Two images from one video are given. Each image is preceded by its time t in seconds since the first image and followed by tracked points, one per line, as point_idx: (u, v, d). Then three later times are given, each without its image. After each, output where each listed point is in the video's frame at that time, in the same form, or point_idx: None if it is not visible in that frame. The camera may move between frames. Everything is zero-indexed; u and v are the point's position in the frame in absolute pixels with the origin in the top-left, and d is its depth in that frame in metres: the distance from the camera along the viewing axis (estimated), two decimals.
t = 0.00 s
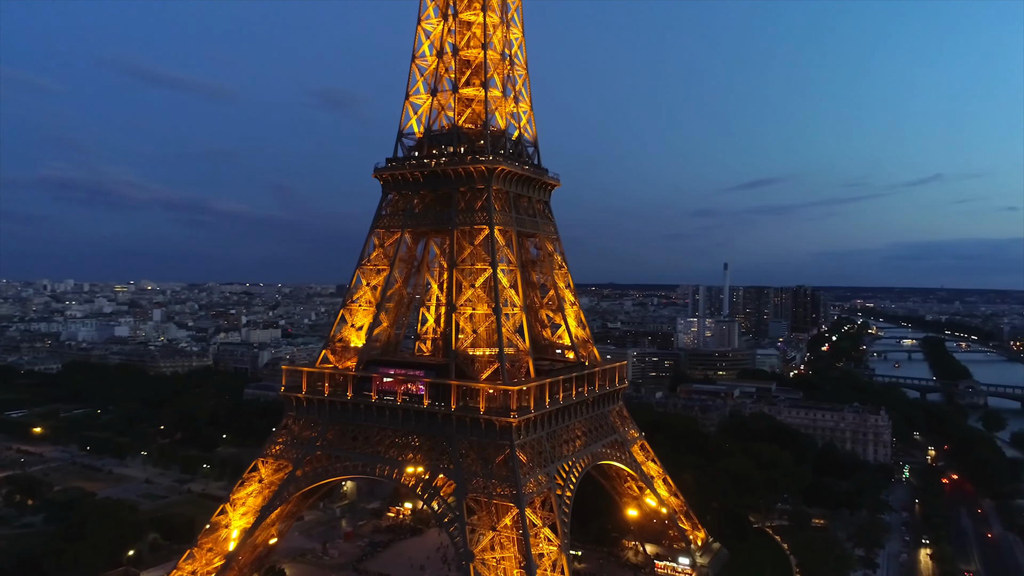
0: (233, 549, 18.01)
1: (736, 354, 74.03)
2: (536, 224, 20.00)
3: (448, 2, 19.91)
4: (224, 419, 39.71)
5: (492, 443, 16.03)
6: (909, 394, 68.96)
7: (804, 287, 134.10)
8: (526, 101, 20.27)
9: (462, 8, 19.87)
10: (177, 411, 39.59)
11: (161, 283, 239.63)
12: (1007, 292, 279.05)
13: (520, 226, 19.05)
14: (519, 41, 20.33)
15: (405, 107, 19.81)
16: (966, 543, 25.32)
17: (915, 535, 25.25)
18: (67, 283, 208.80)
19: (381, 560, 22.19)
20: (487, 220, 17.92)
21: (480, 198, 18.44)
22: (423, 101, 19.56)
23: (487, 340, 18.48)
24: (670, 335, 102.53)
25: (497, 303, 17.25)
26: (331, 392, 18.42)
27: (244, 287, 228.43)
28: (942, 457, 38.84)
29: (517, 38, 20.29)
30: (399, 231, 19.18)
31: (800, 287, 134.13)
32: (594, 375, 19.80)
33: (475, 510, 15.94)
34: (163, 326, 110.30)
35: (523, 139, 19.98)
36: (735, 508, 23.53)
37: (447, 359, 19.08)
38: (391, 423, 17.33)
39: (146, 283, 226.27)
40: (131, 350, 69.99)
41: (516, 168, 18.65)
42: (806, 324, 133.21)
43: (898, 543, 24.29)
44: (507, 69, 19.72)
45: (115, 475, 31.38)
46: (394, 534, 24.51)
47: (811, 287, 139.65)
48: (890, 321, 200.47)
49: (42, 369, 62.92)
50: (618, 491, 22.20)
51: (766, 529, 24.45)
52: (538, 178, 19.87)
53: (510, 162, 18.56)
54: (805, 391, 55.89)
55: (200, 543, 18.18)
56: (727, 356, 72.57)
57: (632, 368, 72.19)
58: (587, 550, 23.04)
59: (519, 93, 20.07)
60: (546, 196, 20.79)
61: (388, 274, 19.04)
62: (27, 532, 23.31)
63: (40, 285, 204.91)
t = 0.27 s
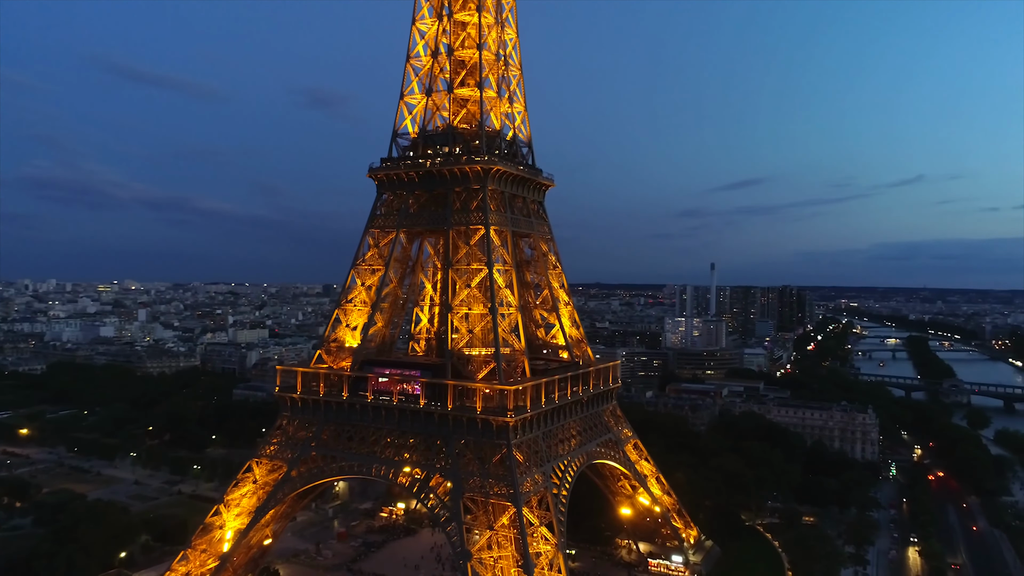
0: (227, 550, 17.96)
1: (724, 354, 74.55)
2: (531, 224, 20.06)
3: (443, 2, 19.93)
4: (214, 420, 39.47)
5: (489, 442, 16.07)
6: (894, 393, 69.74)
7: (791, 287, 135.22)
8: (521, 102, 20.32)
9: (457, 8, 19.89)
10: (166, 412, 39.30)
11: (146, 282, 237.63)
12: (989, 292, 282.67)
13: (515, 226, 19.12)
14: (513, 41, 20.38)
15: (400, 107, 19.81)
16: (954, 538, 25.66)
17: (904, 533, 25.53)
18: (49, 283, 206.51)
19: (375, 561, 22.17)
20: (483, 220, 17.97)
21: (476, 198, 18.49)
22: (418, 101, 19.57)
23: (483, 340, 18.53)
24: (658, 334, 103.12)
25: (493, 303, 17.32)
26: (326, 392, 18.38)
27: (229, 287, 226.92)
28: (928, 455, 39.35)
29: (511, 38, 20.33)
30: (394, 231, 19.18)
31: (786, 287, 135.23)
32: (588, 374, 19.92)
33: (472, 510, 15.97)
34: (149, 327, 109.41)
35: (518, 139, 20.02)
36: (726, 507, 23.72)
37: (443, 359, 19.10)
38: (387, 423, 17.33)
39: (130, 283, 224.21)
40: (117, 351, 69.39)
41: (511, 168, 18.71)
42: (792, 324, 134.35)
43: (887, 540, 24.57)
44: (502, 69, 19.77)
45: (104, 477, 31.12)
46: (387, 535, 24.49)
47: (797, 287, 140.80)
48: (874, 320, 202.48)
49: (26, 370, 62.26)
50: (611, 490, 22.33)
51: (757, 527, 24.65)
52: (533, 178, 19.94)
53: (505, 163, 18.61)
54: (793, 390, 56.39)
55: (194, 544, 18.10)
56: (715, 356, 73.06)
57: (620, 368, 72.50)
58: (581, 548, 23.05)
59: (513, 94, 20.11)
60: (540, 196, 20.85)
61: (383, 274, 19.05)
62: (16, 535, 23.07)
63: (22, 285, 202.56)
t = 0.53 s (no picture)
0: (224, 551, 17.95)
1: (715, 353, 74.96)
2: (528, 225, 20.12)
3: (440, 2, 19.96)
4: (206, 421, 39.28)
5: (488, 442, 16.11)
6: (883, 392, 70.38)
7: (780, 287, 136.21)
8: (518, 102, 20.37)
9: (454, 9, 19.93)
10: (157, 413, 39.07)
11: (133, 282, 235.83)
12: (973, 292, 285.75)
13: (513, 227, 19.19)
14: (511, 42, 20.43)
15: (397, 108, 19.84)
16: (945, 535, 25.94)
17: (895, 530, 25.80)
18: (35, 283, 204.55)
19: (371, 561, 22.18)
20: (481, 221, 18.03)
21: (474, 199, 18.54)
22: (415, 101, 19.60)
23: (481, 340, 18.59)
24: (648, 334, 103.51)
25: (491, 303, 17.38)
26: (324, 392, 18.37)
27: (218, 287, 225.58)
28: (917, 453, 39.78)
29: (508, 39, 20.39)
30: (391, 231, 19.20)
31: (775, 287, 136.18)
32: (585, 374, 20.02)
33: (471, 509, 16.01)
34: (137, 327, 108.60)
35: (515, 140, 20.08)
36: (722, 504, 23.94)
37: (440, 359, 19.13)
38: (386, 423, 17.34)
39: (117, 283, 222.47)
40: (106, 351, 68.90)
41: (509, 169, 18.77)
42: (781, 323, 135.27)
43: (879, 538, 24.82)
44: (499, 70, 19.83)
45: (96, 478, 30.92)
46: (383, 534, 24.50)
47: (786, 287, 141.79)
48: (861, 320, 204.10)
49: (14, 371, 61.66)
50: (607, 489, 22.45)
51: (751, 525, 24.84)
52: (530, 179, 20.02)
53: (503, 163, 18.67)
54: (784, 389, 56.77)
55: (191, 545, 18.09)
56: (706, 355, 73.46)
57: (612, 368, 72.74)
58: (576, 547, 23.06)
59: (510, 94, 20.16)
60: (537, 196, 20.93)
61: (381, 274, 19.07)
62: (8, 536, 22.90)
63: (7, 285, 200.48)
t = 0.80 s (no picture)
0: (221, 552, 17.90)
1: (705, 353, 75.39)
2: (524, 225, 20.20)
3: (436, 2, 20.00)
4: (197, 421, 39.06)
5: (486, 442, 16.16)
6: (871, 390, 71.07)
7: (768, 287, 137.29)
8: (514, 103, 20.42)
9: (451, 9, 19.97)
10: (148, 414, 38.83)
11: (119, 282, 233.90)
12: (958, 292, 288.83)
13: (509, 227, 19.24)
14: (507, 43, 20.48)
15: (394, 108, 19.86)
16: (934, 532, 26.22)
17: (886, 528, 26.06)
18: (19, 283, 202.43)
19: (367, 561, 22.15)
20: (478, 221, 18.07)
21: (471, 199, 18.58)
22: (412, 101, 19.61)
23: (478, 340, 18.63)
24: (638, 334, 103.91)
25: (489, 304, 17.42)
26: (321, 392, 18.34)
27: (205, 287, 224.19)
28: (906, 452, 40.19)
29: (505, 40, 20.44)
30: (388, 231, 19.20)
31: (763, 287, 137.20)
32: (581, 374, 20.09)
33: (469, 509, 16.05)
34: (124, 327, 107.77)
35: (511, 140, 20.12)
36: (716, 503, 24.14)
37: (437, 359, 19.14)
38: (383, 423, 17.34)
39: (103, 283, 220.62)
40: (95, 351, 68.37)
41: (506, 169, 18.81)
42: (769, 323, 136.27)
43: (871, 535, 25.06)
44: (496, 70, 19.87)
45: (87, 479, 30.70)
46: (378, 535, 24.49)
47: (774, 287, 142.71)
48: (848, 319, 205.80)
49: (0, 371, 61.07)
50: (603, 489, 22.55)
51: (744, 523, 25.00)
52: (526, 179, 20.07)
53: (500, 164, 18.72)
54: (774, 388, 57.15)
55: (187, 546, 18.02)
56: (696, 355, 73.88)
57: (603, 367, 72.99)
58: (571, 546, 22.94)
59: (506, 95, 20.19)
60: (533, 196, 20.99)
61: (377, 274, 19.06)
62: None
63: None
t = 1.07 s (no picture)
0: (218, 552, 17.85)
1: (695, 352, 75.78)
2: (521, 225, 20.26)
3: (432, 2, 20.02)
4: (188, 422, 38.84)
5: (485, 441, 16.21)
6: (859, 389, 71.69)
7: (756, 287, 138.29)
8: (511, 103, 20.46)
9: (448, 9, 20.00)
10: (139, 414, 38.60)
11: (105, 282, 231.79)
12: (943, 291, 291.78)
13: (506, 226, 19.30)
14: (503, 43, 20.52)
15: (390, 108, 19.86)
16: (925, 528, 26.51)
17: (877, 525, 26.33)
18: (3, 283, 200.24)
19: (362, 561, 22.11)
20: (476, 221, 18.11)
21: (468, 199, 18.62)
22: (408, 101, 19.63)
23: (476, 340, 18.67)
24: (628, 334, 104.26)
25: (487, 303, 17.47)
26: (318, 392, 18.32)
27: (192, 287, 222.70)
28: (894, 449, 40.59)
29: (501, 40, 20.47)
30: (385, 231, 19.20)
31: (752, 287, 138.16)
32: (578, 373, 20.18)
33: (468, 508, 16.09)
34: (111, 327, 106.84)
35: (507, 140, 20.17)
36: (711, 501, 24.39)
37: (434, 359, 19.16)
38: (381, 423, 17.35)
39: (88, 283, 218.59)
40: (82, 351, 67.80)
41: (503, 169, 18.86)
42: (758, 322, 137.23)
43: (862, 533, 25.29)
44: (492, 70, 19.91)
45: (78, 481, 30.47)
46: (374, 535, 24.47)
47: (762, 287, 143.63)
48: (835, 319, 207.38)
49: None
50: (598, 487, 22.68)
51: (738, 521, 25.25)
52: (523, 179, 20.12)
53: (498, 164, 18.76)
54: (764, 387, 57.54)
55: (183, 547, 17.95)
56: (686, 354, 74.24)
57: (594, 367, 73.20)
58: (568, 545, 23.11)
59: (503, 95, 20.23)
60: (529, 196, 21.05)
61: (374, 274, 19.06)
62: None
63: None
